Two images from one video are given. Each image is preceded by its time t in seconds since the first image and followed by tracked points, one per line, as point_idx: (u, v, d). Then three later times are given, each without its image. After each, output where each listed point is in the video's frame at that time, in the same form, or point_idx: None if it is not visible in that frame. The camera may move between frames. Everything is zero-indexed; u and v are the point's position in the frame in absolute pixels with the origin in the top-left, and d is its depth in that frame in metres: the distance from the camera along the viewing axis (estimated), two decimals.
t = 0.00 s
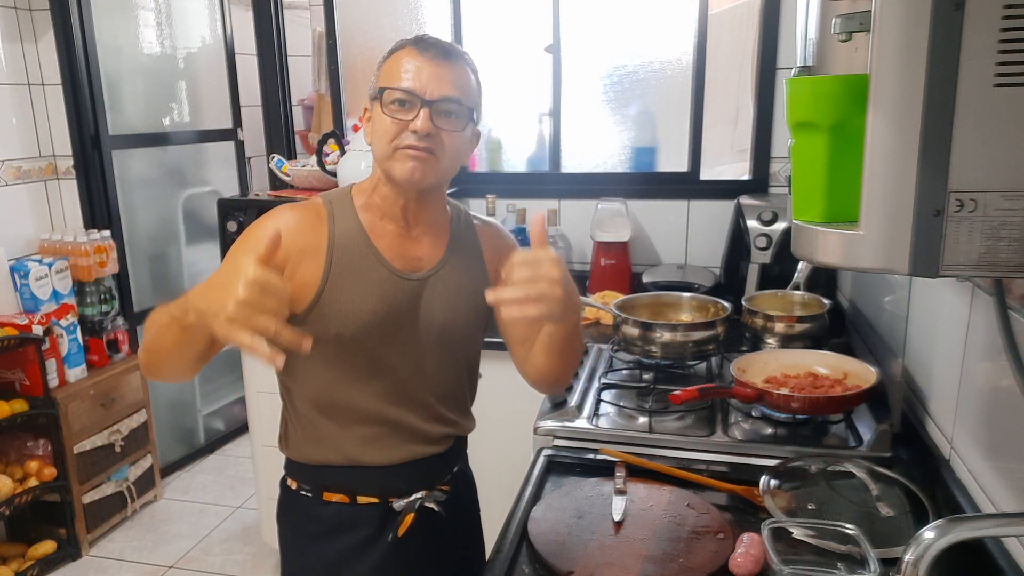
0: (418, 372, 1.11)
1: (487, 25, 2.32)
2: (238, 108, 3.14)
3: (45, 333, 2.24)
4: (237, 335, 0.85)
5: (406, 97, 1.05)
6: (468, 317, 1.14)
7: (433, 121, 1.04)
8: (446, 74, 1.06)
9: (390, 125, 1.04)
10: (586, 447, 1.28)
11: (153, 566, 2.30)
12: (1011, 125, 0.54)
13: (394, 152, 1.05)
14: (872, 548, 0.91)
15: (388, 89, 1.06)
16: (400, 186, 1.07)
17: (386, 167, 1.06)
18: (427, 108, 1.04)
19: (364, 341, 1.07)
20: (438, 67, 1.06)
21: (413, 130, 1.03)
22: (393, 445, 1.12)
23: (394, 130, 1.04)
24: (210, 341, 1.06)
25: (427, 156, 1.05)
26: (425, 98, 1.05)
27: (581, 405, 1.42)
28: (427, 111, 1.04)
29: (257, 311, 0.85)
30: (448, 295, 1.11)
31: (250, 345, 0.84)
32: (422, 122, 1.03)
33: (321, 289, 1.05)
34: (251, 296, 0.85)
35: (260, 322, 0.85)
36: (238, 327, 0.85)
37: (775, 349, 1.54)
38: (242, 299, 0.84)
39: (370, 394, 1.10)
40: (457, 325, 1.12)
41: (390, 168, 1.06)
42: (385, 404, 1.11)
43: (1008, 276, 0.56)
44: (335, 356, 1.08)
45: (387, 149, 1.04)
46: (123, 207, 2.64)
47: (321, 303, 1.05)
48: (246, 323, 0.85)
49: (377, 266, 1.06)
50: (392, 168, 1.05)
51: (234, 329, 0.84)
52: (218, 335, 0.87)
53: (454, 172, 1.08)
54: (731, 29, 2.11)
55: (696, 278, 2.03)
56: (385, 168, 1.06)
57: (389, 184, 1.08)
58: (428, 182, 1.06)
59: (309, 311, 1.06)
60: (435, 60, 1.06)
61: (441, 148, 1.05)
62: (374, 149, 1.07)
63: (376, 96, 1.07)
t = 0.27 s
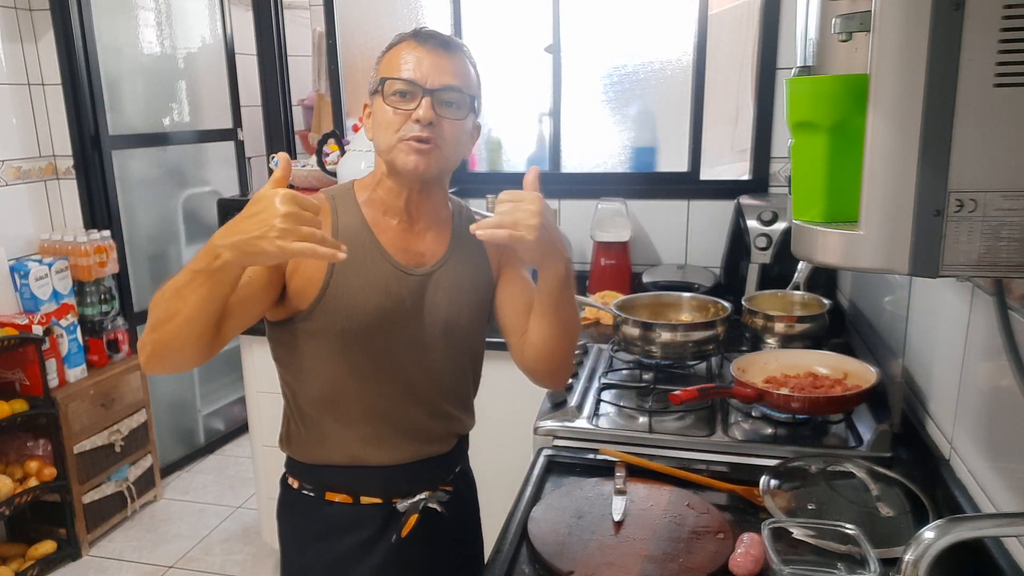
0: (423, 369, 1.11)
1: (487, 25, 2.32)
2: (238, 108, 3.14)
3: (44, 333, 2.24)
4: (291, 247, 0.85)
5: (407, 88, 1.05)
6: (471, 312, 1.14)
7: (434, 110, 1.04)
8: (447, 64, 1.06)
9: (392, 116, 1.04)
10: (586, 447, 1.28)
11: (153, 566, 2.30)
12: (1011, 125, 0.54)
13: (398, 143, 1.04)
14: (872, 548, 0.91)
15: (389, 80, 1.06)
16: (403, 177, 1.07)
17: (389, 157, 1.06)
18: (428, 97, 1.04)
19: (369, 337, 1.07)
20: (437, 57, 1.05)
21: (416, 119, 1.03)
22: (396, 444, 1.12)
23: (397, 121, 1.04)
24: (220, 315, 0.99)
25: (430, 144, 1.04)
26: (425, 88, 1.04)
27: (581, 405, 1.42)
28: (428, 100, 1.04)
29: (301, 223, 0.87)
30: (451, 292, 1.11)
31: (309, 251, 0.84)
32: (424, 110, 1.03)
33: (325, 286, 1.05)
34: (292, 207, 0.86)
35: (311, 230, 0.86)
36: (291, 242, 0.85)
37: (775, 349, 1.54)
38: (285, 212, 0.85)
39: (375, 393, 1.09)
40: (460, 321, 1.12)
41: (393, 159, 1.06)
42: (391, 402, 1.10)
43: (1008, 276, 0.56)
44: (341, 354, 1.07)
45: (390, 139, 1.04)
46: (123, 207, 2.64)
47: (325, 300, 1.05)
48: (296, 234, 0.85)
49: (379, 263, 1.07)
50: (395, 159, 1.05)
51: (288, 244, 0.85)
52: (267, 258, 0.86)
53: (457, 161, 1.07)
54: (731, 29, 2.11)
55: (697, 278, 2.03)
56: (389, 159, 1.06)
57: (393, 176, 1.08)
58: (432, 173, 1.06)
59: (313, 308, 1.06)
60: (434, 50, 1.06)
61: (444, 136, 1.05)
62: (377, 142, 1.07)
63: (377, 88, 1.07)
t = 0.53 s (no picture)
0: (425, 371, 1.12)
1: (487, 25, 2.32)
2: (238, 108, 3.14)
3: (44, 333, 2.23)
4: (293, 314, 0.85)
5: (412, 105, 1.05)
6: (473, 315, 1.14)
7: (438, 130, 1.04)
8: (453, 81, 1.05)
9: (396, 134, 1.05)
10: (586, 447, 1.28)
11: (153, 566, 2.30)
12: (1011, 125, 0.54)
13: (401, 161, 1.05)
14: (872, 548, 0.91)
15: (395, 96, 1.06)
16: (404, 191, 1.07)
17: (392, 174, 1.07)
18: (433, 116, 1.04)
19: (372, 341, 1.07)
20: (444, 75, 1.05)
21: (419, 140, 1.03)
22: (397, 446, 1.12)
23: (400, 139, 1.05)
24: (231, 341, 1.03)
25: (432, 163, 1.05)
26: (430, 107, 1.04)
27: (581, 405, 1.42)
28: (433, 120, 1.04)
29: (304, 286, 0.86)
30: (453, 296, 1.11)
31: (310, 319, 0.85)
32: (427, 132, 1.03)
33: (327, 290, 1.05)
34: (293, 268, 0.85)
35: (311, 296, 0.86)
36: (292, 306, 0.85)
37: (775, 349, 1.54)
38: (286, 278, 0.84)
39: (377, 395, 1.09)
40: (462, 324, 1.12)
41: (395, 176, 1.06)
42: (392, 405, 1.10)
43: (1008, 276, 0.56)
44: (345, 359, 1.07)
45: (394, 158, 1.05)
46: (123, 207, 2.64)
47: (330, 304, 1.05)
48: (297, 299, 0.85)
49: (381, 266, 1.07)
50: (397, 178, 1.06)
51: (290, 308, 0.85)
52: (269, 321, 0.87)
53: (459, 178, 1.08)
54: (731, 29, 2.11)
55: (696, 278, 2.03)
56: (391, 176, 1.07)
57: (393, 187, 1.08)
58: (433, 192, 1.08)
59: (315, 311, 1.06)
60: (441, 66, 1.05)
61: (446, 157, 1.06)
62: (380, 156, 1.08)
63: (383, 102, 1.07)
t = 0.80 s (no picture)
0: (422, 377, 1.12)
1: (487, 25, 2.32)
2: (238, 108, 3.14)
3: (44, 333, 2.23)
4: (271, 389, 0.86)
5: (414, 111, 1.05)
6: (472, 321, 1.14)
7: (439, 137, 1.04)
8: (455, 88, 1.05)
9: (397, 139, 1.05)
10: (586, 447, 1.28)
11: (153, 566, 2.30)
12: (1011, 125, 0.54)
13: (401, 167, 1.05)
14: (872, 548, 0.91)
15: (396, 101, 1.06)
16: (404, 199, 1.07)
17: (391, 179, 1.06)
18: (434, 124, 1.04)
19: (371, 346, 1.07)
20: (447, 82, 1.05)
21: (419, 146, 1.03)
22: (396, 449, 1.12)
23: (400, 145, 1.05)
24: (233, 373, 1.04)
25: (432, 170, 1.05)
26: (431, 114, 1.04)
27: (581, 405, 1.42)
28: (434, 127, 1.04)
29: (292, 362, 0.86)
30: (452, 299, 1.11)
31: (284, 398, 0.85)
32: (428, 139, 1.03)
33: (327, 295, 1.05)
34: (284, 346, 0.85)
35: (295, 373, 0.86)
36: (271, 381, 0.86)
37: (775, 349, 1.54)
38: (275, 351, 0.85)
39: (376, 399, 1.10)
40: (461, 328, 1.12)
41: (395, 181, 1.06)
42: (391, 409, 1.11)
43: (1008, 276, 0.56)
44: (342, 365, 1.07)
45: (393, 163, 1.05)
46: (123, 207, 2.64)
47: (327, 310, 1.05)
48: (280, 376, 0.86)
49: (381, 270, 1.07)
50: (396, 183, 1.06)
51: (269, 383, 0.86)
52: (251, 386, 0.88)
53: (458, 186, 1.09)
54: (731, 29, 2.11)
55: (696, 278, 2.03)
56: (390, 181, 1.07)
57: (393, 193, 1.08)
58: (432, 198, 1.07)
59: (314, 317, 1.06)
60: (443, 73, 1.05)
61: (446, 164, 1.06)
62: (380, 160, 1.08)
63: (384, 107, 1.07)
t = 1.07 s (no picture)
0: (421, 378, 1.12)
1: (487, 25, 2.32)
2: (238, 108, 3.14)
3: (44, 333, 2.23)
4: (268, 411, 0.85)
5: (410, 98, 1.05)
6: (471, 320, 1.14)
7: (436, 123, 1.04)
8: (450, 74, 1.05)
9: (394, 126, 1.04)
10: (586, 447, 1.28)
11: (153, 566, 2.30)
12: (1011, 125, 0.54)
13: (398, 155, 1.05)
14: (872, 548, 0.91)
15: (392, 89, 1.06)
16: (402, 188, 1.07)
17: (389, 169, 1.06)
18: (430, 109, 1.04)
19: (369, 346, 1.07)
20: (441, 68, 1.05)
21: (417, 132, 1.03)
22: (394, 449, 1.12)
23: (397, 132, 1.04)
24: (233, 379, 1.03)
25: (429, 157, 1.05)
26: (427, 100, 1.05)
27: (581, 405, 1.42)
28: (430, 113, 1.04)
29: (291, 384, 0.85)
30: (450, 298, 1.11)
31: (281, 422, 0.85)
32: (425, 124, 1.03)
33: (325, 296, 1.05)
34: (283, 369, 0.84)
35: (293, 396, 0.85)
36: (269, 403, 0.85)
37: (775, 349, 1.54)
38: (274, 373, 0.84)
39: (374, 401, 1.10)
40: (460, 327, 1.13)
41: (393, 170, 1.06)
42: (389, 410, 1.11)
43: (1008, 275, 0.56)
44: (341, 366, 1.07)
45: (390, 151, 1.05)
46: (123, 207, 2.64)
47: (326, 309, 1.05)
48: (277, 397, 0.85)
49: (379, 269, 1.07)
50: (395, 171, 1.06)
51: (266, 406, 0.85)
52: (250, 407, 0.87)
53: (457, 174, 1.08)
54: (731, 29, 2.11)
55: (696, 278, 2.03)
56: (388, 170, 1.06)
57: (392, 187, 1.08)
58: (431, 186, 1.07)
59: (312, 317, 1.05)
60: (438, 59, 1.05)
61: (444, 150, 1.05)
62: (377, 151, 1.08)
63: (380, 96, 1.07)
